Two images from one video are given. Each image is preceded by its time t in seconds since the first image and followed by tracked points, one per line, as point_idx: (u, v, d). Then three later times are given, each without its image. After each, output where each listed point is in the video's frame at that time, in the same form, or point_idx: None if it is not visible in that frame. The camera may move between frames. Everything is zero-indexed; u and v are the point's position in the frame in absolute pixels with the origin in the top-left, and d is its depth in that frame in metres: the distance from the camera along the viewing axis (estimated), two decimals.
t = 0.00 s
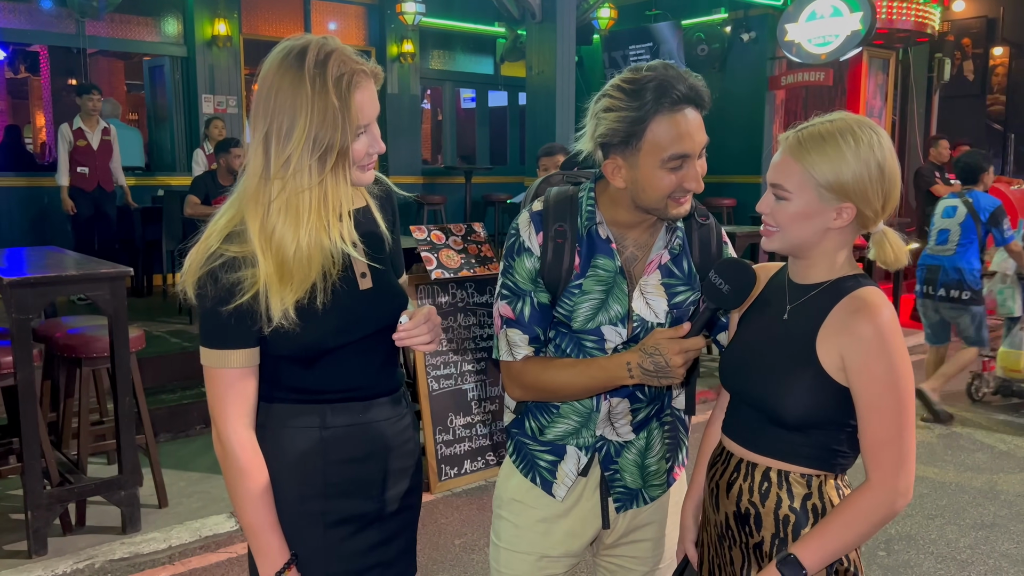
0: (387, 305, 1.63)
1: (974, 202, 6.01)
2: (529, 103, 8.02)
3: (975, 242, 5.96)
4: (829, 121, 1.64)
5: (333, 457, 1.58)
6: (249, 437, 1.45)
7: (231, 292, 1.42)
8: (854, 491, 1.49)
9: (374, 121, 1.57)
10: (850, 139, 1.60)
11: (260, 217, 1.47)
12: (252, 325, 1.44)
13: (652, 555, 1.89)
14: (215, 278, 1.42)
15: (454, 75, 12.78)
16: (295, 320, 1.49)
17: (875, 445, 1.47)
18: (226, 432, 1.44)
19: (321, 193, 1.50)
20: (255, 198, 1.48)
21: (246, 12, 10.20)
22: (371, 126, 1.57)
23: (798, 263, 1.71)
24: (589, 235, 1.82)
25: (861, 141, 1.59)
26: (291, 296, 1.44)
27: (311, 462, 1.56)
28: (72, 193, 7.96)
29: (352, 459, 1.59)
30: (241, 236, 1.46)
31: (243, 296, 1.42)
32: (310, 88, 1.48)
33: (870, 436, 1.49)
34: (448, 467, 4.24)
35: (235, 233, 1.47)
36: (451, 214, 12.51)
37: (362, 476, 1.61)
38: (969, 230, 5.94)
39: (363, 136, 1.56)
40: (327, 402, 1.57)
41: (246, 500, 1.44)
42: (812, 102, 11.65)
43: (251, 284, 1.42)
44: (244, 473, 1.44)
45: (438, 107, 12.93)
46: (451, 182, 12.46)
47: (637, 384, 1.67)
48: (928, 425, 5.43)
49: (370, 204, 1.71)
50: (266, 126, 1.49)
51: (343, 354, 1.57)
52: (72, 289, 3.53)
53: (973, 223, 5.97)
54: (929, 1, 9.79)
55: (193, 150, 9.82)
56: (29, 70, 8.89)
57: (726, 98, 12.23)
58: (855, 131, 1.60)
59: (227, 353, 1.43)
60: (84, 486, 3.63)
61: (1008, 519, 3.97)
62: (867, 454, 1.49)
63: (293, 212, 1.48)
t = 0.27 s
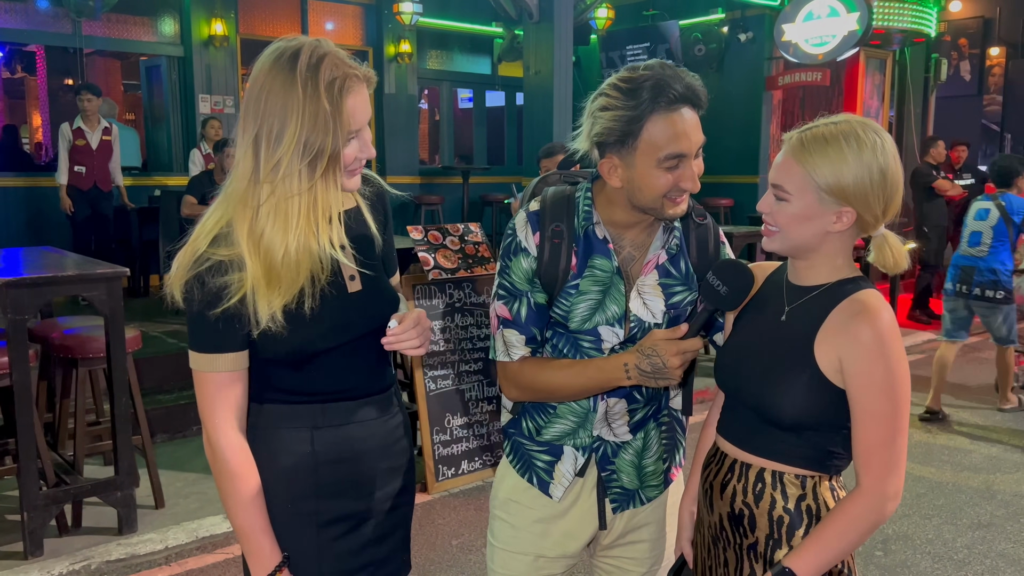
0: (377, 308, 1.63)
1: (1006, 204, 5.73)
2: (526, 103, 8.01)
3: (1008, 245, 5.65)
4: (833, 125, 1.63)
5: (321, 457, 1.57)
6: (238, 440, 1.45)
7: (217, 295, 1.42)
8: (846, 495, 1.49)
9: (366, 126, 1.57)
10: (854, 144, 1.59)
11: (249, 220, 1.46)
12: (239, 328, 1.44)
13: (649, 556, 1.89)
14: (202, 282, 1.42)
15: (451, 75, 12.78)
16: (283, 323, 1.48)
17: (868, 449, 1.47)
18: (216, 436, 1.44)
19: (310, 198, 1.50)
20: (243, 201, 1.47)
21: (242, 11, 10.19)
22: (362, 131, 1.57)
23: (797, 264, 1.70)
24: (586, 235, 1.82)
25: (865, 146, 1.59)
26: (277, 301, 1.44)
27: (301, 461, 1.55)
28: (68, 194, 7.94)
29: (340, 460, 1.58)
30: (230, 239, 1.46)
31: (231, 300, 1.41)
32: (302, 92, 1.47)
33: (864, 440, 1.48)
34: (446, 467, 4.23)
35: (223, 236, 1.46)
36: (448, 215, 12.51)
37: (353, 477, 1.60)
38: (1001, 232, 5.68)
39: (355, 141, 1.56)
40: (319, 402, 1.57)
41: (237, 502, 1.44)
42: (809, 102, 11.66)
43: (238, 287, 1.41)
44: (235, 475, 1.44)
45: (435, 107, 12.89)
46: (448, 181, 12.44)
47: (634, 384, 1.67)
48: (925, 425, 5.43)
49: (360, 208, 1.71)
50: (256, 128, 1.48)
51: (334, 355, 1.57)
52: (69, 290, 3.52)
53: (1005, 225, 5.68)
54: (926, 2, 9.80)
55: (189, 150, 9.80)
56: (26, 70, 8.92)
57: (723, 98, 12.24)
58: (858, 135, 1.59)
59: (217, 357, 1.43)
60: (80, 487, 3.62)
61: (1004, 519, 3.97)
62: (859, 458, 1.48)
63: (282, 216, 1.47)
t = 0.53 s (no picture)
0: (367, 310, 1.62)
1: None
2: (524, 104, 8.02)
3: None
4: (837, 123, 1.64)
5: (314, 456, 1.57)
6: (229, 441, 1.46)
7: (204, 297, 1.43)
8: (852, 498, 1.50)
9: (356, 128, 1.57)
10: (859, 142, 1.60)
11: (238, 222, 1.47)
12: (227, 331, 1.45)
13: (651, 557, 1.90)
14: (189, 282, 1.44)
15: (448, 76, 12.81)
16: (273, 325, 1.49)
17: (872, 451, 1.49)
18: (207, 435, 1.45)
19: (300, 199, 1.50)
20: (232, 203, 1.49)
21: (240, 12, 10.18)
22: (352, 134, 1.57)
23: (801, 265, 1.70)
24: (587, 232, 1.82)
25: (868, 146, 1.59)
26: (267, 304, 1.44)
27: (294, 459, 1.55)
28: (64, 196, 7.92)
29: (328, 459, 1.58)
30: (219, 240, 1.47)
31: (218, 301, 1.42)
32: (290, 95, 1.48)
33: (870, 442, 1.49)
34: (444, 468, 4.24)
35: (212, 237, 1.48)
36: (446, 215, 12.52)
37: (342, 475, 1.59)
38: None
39: (344, 144, 1.56)
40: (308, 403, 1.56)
41: (229, 504, 1.45)
42: (806, 103, 11.67)
43: (226, 288, 1.42)
44: (226, 475, 1.45)
45: (432, 108, 12.93)
46: (445, 182, 12.44)
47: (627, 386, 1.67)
48: (922, 425, 5.44)
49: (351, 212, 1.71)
50: (245, 132, 1.50)
51: (321, 358, 1.56)
52: (68, 291, 3.53)
53: None
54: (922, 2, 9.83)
55: (186, 150, 9.79)
56: (22, 72, 8.93)
57: (720, 99, 12.27)
58: (860, 134, 1.60)
59: (207, 357, 1.44)
60: (78, 488, 3.62)
61: (1002, 518, 3.98)
62: (866, 460, 1.49)
63: (271, 217, 1.48)
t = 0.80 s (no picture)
0: (348, 311, 1.61)
1: None
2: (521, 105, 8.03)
3: None
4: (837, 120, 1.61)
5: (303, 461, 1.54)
6: (213, 442, 1.45)
7: (186, 297, 1.41)
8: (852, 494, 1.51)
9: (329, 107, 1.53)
10: (853, 145, 1.57)
11: (219, 215, 1.45)
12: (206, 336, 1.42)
13: (648, 556, 1.91)
14: (169, 282, 1.40)
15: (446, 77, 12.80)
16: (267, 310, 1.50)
17: (876, 449, 1.50)
18: (190, 436, 1.43)
19: (282, 181, 1.48)
20: (211, 198, 1.46)
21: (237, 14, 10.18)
22: (325, 111, 1.53)
23: (794, 263, 1.69)
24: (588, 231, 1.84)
25: (865, 146, 1.57)
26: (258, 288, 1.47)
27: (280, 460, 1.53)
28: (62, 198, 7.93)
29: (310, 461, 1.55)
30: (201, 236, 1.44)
31: (200, 301, 1.40)
32: (259, 80, 1.45)
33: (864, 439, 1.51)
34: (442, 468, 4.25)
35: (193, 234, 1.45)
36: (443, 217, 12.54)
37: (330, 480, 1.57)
38: None
39: (318, 123, 1.52)
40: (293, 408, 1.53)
41: (210, 503, 1.45)
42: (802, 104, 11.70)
43: (207, 287, 1.41)
44: (212, 474, 1.45)
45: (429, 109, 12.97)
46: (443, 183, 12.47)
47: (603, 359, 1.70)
48: (919, 425, 5.45)
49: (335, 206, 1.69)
50: (221, 124, 1.46)
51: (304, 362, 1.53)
52: (66, 292, 3.53)
53: None
54: (918, 3, 9.86)
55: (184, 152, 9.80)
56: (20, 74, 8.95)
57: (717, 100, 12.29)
58: (860, 133, 1.57)
59: (187, 357, 1.40)
60: (77, 490, 3.62)
61: (998, 517, 3.99)
62: (863, 457, 1.51)
63: (254, 204, 1.47)
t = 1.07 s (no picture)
0: (322, 314, 1.72)
1: None
2: (518, 106, 8.03)
3: None
4: (830, 133, 1.63)
5: (275, 457, 1.66)
6: (202, 428, 1.51)
7: (163, 282, 1.48)
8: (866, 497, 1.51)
9: (272, 89, 1.61)
10: (846, 160, 1.59)
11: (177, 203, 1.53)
12: (186, 317, 1.49)
13: (647, 555, 1.90)
14: (150, 266, 1.49)
15: (442, 78, 12.79)
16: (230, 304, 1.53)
17: (883, 452, 1.50)
18: (181, 423, 1.50)
19: (225, 163, 1.56)
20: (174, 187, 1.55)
21: (233, 16, 10.15)
22: (266, 95, 1.61)
23: (779, 279, 1.72)
24: (589, 230, 1.83)
25: (858, 164, 1.59)
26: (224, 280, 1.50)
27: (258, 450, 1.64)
28: (57, 200, 7.90)
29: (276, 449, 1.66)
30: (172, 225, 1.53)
31: (176, 284, 1.47)
32: (207, 71, 1.57)
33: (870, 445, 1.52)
34: (440, 469, 4.25)
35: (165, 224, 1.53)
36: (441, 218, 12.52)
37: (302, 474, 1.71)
38: None
39: (260, 105, 1.60)
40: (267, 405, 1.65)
41: (198, 488, 1.51)
42: (799, 104, 11.71)
43: (183, 274, 1.47)
44: (203, 460, 1.51)
45: (426, 110, 12.94)
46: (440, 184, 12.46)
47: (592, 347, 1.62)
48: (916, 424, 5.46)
49: (312, 206, 1.78)
50: (177, 114, 1.58)
51: (281, 353, 1.65)
52: (63, 294, 3.52)
53: None
54: (914, 3, 9.89)
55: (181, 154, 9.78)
56: (16, 76, 8.93)
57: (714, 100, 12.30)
58: (855, 147, 1.59)
59: (176, 342, 1.49)
60: (75, 492, 3.61)
61: (995, 516, 4.01)
62: (875, 465, 1.51)
63: (202, 189, 1.54)
